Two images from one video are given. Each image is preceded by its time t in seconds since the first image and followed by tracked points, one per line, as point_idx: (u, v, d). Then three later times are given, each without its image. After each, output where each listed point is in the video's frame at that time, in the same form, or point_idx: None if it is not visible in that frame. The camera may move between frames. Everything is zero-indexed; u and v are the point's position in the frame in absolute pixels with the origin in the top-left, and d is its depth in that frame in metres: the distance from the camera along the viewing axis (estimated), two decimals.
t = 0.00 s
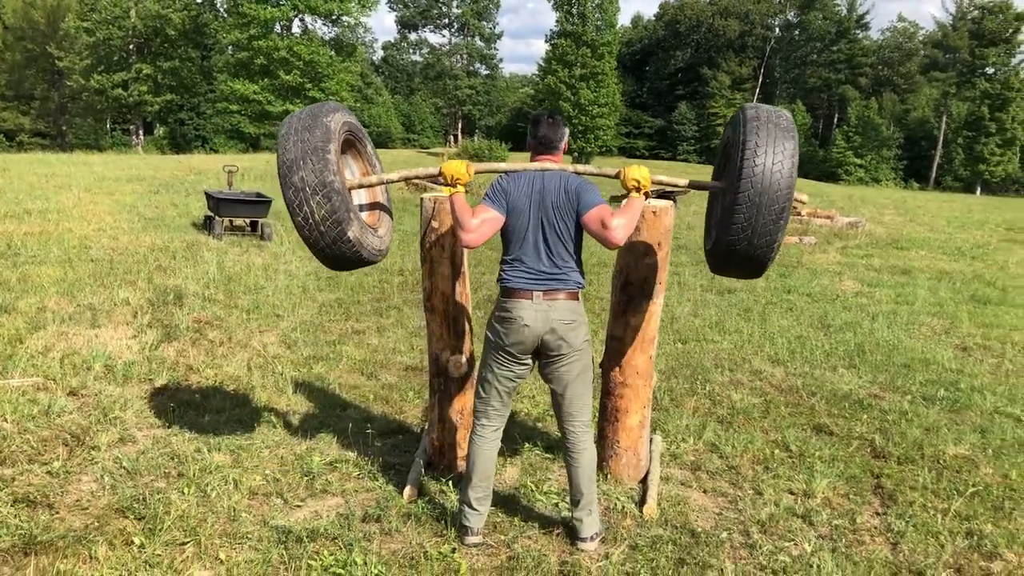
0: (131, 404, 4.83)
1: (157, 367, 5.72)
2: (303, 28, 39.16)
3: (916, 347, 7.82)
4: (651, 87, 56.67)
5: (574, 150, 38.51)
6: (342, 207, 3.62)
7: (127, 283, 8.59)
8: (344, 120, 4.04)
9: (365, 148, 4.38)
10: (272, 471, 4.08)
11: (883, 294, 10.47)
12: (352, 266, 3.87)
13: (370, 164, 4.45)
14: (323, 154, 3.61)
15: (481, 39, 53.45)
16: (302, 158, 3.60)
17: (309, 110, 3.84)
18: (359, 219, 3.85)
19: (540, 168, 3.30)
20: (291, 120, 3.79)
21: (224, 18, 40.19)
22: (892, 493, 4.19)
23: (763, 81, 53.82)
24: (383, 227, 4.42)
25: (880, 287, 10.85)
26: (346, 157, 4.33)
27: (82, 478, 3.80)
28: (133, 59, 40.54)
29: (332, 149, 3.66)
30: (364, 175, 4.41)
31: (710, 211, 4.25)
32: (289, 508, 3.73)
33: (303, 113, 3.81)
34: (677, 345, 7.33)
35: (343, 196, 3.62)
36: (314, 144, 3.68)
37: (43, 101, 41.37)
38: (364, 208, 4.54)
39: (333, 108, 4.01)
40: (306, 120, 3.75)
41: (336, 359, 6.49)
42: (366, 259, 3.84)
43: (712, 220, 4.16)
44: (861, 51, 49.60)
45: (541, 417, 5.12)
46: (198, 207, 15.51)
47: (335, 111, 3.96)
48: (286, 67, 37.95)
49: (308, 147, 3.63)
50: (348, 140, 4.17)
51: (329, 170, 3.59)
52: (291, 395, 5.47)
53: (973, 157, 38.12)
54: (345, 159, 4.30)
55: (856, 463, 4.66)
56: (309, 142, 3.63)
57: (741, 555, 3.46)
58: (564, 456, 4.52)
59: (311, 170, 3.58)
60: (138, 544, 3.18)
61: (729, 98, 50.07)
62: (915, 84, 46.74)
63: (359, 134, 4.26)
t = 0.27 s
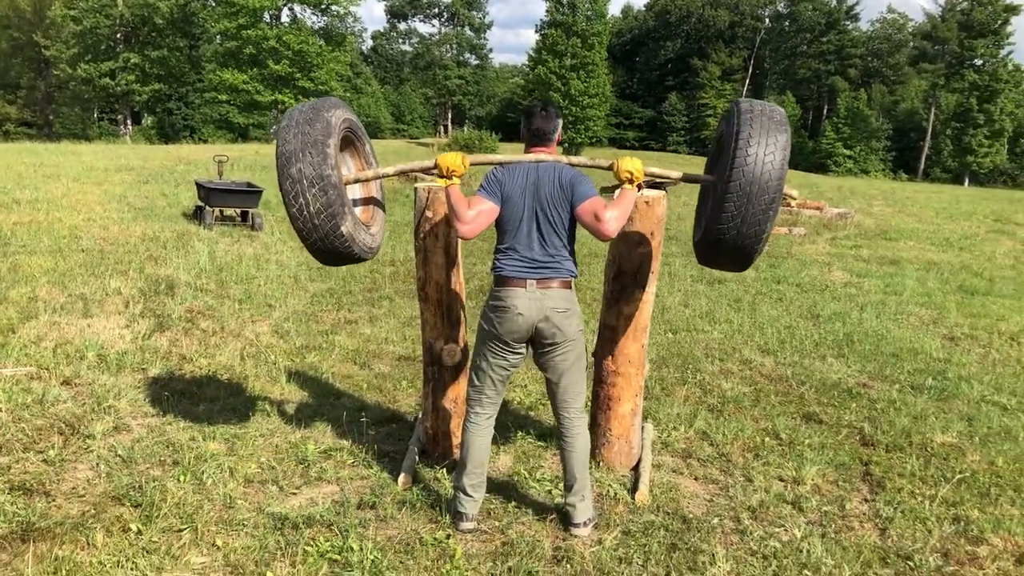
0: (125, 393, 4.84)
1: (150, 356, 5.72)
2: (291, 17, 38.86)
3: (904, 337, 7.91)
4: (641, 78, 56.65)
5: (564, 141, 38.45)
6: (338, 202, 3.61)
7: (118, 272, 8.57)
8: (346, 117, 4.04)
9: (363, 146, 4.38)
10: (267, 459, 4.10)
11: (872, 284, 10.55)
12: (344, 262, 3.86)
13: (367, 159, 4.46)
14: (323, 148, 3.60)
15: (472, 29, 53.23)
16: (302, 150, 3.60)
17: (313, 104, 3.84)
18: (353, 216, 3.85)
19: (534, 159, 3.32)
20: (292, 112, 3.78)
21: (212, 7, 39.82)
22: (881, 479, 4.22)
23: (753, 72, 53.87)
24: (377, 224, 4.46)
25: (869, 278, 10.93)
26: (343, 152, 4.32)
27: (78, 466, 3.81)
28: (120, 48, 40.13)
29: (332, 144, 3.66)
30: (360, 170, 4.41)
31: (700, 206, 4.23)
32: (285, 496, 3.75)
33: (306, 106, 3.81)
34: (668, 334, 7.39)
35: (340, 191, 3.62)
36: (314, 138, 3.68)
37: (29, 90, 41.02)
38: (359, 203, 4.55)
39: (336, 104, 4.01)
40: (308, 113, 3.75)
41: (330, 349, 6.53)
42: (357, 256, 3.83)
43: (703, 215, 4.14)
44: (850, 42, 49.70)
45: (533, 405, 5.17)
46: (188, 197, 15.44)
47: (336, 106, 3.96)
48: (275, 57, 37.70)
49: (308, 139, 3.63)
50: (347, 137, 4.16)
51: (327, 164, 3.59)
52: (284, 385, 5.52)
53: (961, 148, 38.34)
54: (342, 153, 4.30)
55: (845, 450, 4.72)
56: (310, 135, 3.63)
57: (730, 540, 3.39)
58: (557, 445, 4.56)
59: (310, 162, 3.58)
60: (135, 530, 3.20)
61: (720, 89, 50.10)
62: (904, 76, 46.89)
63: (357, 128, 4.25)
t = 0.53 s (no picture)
0: (123, 382, 4.86)
1: (147, 345, 5.73)
2: (285, 6, 38.68)
3: (897, 327, 7.99)
4: (635, 68, 56.57)
5: (559, 131, 38.38)
6: (334, 226, 3.59)
7: (113, 262, 8.57)
8: (344, 140, 4.01)
9: (359, 168, 4.34)
10: (265, 447, 4.12)
11: (864, 274, 10.61)
12: (336, 283, 3.83)
13: (363, 182, 4.43)
14: (322, 172, 3.57)
15: (466, 18, 53.05)
16: (301, 174, 3.55)
17: (314, 127, 3.79)
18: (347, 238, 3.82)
19: (526, 184, 3.34)
20: (292, 134, 3.73)
21: None
22: (873, 466, 4.26)
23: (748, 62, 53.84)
24: (369, 245, 4.43)
25: (862, 268, 10.99)
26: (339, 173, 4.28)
27: (77, 454, 3.83)
28: (113, 37, 39.86)
29: (331, 169, 3.63)
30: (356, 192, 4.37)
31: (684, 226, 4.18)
32: (282, 483, 3.77)
33: (306, 127, 3.77)
34: (663, 323, 7.45)
35: (336, 216, 3.60)
36: (313, 161, 3.64)
37: (22, 79, 40.82)
38: (353, 225, 4.52)
39: (335, 127, 3.98)
40: (308, 135, 3.71)
41: (326, 338, 6.57)
42: (349, 278, 3.81)
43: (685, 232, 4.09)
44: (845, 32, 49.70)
45: (529, 394, 5.20)
46: (183, 186, 15.41)
47: (336, 130, 3.92)
48: (268, 46, 37.55)
49: (307, 163, 3.59)
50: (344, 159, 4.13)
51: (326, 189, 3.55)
52: (281, 373, 5.55)
53: (955, 138, 38.45)
54: (339, 175, 4.26)
55: (837, 438, 4.78)
56: (310, 159, 3.60)
57: (724, 526, 3.42)
58: (554, 434, 4.59)
59: (309, 186, 3.54)
60: (135, 517, 3.22)
61: (714, 79, 50.09)
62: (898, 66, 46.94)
63: (356, 154, 4.24)
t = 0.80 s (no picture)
0: (122, 369, 4.88)
1: (145, 333, 5.74)
2: None
3: (893, 317, 8.03)
4: (633, 57, 56.40)
5: (556, 120, 38.26)
6: (333, 272, 3.55)
7: (111, 250, 8.56)
8: (338, 188, 3.99)
9: (354, 213, 4.31)
10: (263, 435, 4.14)
11: (861, 265, 10.63)
12: (338, 328, 3.78)
13: (358, 227, 4.41)
14: (319, 222, 3.54)
15: (464, 7, 52.85)
16: (297, 224, 3.53)
17: (307, 178, 3.79)
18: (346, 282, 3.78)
19: (520, 233, 3.36)
20: (287, 187, 3.72)
21: None
22: (868, 456, 4.28)
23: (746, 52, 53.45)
24: (368, 289, 4.43)
25: (859, 259, 11.00)
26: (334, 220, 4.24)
27: (77, 441, 3.84)
28: (109, 24, 39.57)
29: (327, 218, 3.60)
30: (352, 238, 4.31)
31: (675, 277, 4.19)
32: (281, 471, 3.79)
33: (299, 181, 3.76)
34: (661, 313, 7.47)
35: (334, 262, 3.55)
36: (309, 212, 3.61)
37: (18, 68, 40.59)
38: (351, 268, 4.49)
39: (328, 176, 3.97)
40: (303, 187, 3.69)
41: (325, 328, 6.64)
42: (350, 321, 3.77)
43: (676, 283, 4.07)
44: (843, 23, 49.58)
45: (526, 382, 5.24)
46: (180, 175, 15.38)
47: (330, 179, 3.92)
48: (265, 34, 37.36)
49: (303, 214, 3.56)
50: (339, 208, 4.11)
51: (322, 236, 3.53)
52: (279, 363, 5.58)
53: (952, 130, 38.45)
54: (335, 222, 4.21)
55: (833, 428, 4.81)
56: (305, 210, 3.56)
57: (719, 514, 3.44)
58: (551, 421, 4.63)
59: (306, 235, 3.50)
60: (135, 504, 3.24)
61: (712, 68, 49.99)
62: (896, 56, 46.85)
63: (350, 202, 4.24)
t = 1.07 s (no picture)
0: (121, 354, 4.89)
1: (144, 319, 5.75)
2: None
3: (890, 305, 8.05)
4: (632, 44, 56.13)
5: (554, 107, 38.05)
6: (332, 303, 3.55)
7: (109, 236, 8.56)
8: (340, 215, 3.96)
9: (354, 240, 4.30)
10: (262, 421, 4.15)
11: (858, 252, 10.66)
12: (336, 354, 3.80)
13: (357, 252, 4.41)
14: (320, 253, 3.52)
15: None
16: (298, 253, 3.52)
17: (310, 205, 3.77)
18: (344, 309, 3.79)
19: (517, 260, 3.32)
20: (290, 215, 3.70)
21: None
22: (864, 441, 4.31)
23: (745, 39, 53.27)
24: (365, 315, 4.42)
25: (857, 246, 11.01)
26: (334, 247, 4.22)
27: (76, 425, 3.85)
28: (105, 9, 39.24)
29: (328, 249, 3.58)
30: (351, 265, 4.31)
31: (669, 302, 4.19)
32: (280, 456, 3.80)
33: (301, 209, 3.73)
34: (660, 299, 7.48)
35: (334, 293, 3.55)
36: (310, 242, 3.59)
37: (13, 52, 40.25)
38: (349, 295, 4.50)
39: (330, 203, 3.94)
40: (305, 217, 3.67)
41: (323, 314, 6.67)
42: (347, 348, 3.78)
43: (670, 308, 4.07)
44: (843, 10, 49.38)
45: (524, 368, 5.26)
46: (177, 161, 15.33)
47: (332, 207, 3.89)
48: (262, 20, 37.17)
49: (304, 244, 3.54)
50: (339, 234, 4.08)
51: (323, 266, 3.52)
52: (278, 348, 5.60)
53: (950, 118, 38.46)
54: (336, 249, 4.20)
55: (830, 414, 4.83)
56: (307, 240, 3.54)
57: (716, 499, 3.46)
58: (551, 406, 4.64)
59: (307, 266, 3.49)
60: (135, 487, 3.26)
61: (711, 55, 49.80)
62: (895, 44, 46.68)
63: (350, 229, 4.22)
